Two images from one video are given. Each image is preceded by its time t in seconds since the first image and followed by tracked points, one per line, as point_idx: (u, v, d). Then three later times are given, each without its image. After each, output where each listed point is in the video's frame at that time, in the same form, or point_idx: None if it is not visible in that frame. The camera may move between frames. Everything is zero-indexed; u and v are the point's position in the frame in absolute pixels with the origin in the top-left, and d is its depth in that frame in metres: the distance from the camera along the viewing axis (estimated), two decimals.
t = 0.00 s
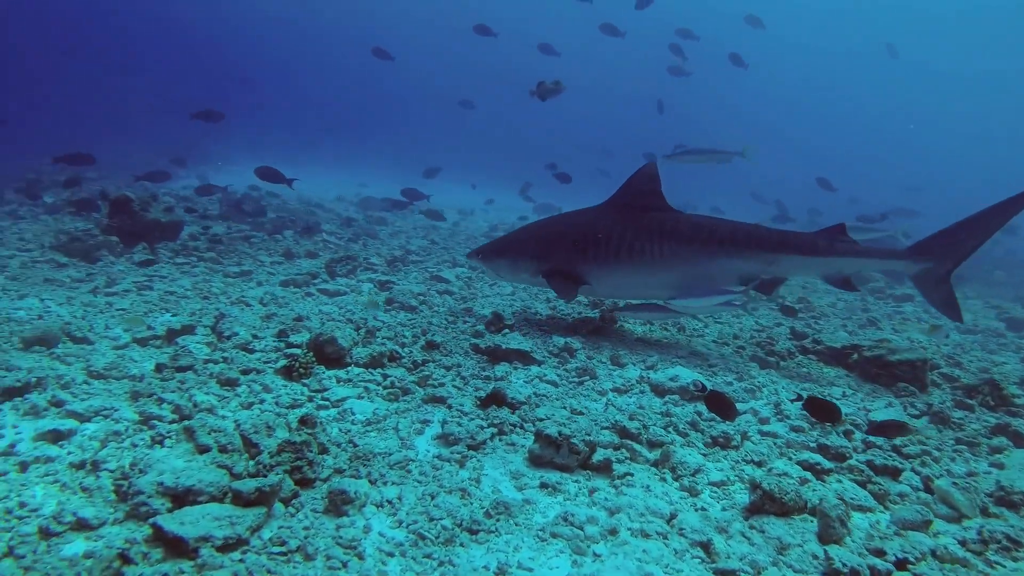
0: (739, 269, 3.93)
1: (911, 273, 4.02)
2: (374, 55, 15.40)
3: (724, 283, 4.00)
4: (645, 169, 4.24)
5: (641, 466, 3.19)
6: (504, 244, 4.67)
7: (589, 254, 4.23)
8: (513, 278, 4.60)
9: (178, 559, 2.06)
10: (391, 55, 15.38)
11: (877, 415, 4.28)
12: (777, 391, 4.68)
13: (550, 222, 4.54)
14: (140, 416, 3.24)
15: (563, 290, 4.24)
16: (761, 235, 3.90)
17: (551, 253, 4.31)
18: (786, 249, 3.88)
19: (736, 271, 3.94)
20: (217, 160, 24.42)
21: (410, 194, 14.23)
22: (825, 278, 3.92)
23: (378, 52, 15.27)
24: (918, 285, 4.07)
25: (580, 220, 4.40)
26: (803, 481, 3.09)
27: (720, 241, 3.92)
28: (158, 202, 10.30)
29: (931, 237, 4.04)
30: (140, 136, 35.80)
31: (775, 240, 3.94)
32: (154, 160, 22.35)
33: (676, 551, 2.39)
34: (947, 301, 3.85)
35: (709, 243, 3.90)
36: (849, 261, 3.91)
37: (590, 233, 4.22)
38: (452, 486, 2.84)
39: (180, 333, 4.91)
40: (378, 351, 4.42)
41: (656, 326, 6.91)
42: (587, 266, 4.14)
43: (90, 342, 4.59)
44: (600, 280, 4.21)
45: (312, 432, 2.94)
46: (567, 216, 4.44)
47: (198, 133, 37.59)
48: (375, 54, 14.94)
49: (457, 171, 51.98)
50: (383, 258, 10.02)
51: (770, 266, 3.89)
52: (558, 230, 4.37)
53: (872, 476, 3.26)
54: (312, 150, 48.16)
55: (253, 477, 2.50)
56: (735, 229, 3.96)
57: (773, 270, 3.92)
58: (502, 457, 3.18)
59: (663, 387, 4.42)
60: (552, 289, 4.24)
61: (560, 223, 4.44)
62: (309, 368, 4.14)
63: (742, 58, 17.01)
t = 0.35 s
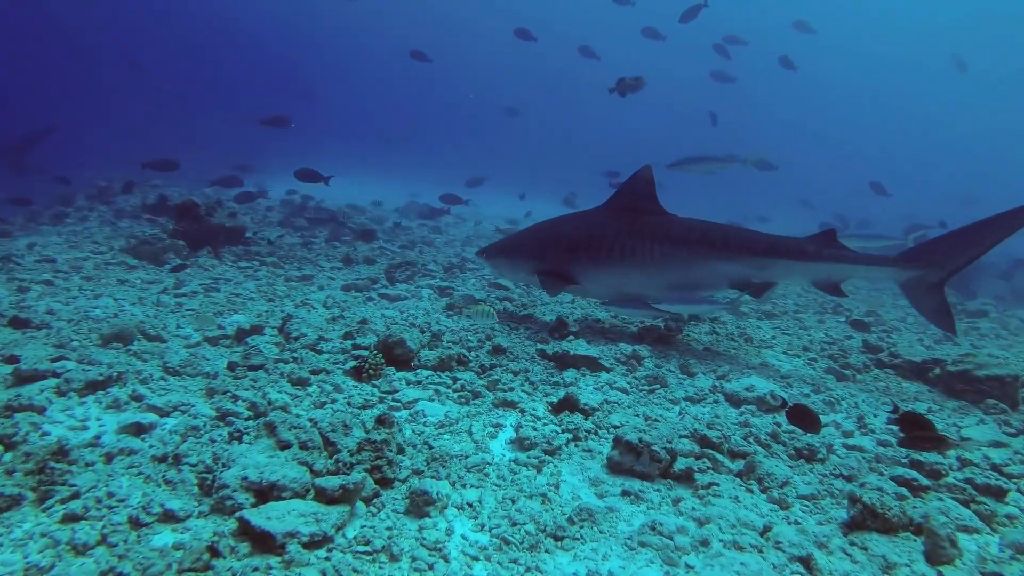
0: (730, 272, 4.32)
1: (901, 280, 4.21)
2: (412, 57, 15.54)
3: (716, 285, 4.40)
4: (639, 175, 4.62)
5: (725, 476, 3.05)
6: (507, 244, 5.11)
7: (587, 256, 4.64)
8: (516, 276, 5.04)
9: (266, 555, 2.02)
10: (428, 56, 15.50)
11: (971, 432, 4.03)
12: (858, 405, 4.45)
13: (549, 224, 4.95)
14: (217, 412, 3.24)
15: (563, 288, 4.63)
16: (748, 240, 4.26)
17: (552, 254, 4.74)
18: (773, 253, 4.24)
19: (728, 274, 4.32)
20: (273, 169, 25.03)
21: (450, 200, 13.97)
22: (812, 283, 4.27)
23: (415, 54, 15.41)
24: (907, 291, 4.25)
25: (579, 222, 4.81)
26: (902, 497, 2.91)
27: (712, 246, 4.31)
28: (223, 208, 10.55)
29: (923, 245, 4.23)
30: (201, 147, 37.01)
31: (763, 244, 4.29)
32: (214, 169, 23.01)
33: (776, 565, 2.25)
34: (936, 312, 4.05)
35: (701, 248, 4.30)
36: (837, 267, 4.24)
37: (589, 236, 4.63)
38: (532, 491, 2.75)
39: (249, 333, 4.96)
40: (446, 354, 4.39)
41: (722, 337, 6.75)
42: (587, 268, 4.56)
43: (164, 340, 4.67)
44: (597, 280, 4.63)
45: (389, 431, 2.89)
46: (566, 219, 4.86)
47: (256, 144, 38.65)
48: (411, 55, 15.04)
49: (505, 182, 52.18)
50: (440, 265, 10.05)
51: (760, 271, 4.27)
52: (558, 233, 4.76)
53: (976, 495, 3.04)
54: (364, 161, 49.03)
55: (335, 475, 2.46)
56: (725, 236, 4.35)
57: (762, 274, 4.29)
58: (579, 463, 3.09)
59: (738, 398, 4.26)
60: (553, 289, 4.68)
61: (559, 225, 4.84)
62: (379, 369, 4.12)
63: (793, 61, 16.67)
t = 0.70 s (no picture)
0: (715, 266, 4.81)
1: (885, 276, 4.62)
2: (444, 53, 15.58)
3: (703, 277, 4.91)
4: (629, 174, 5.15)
5: (802, 479, 2.92)
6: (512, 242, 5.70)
7: (585, 252, 5.25)
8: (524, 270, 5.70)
9: (339, 547, 2.00)
10: (461, 53, 15.53)
11: None
12: (939, 409, 4.23)
13: (550, 225, 5.51)
14: (284, 408, 3.26)
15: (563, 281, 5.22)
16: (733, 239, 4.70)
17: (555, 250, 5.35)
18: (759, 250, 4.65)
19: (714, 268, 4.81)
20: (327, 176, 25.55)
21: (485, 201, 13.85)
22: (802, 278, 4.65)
23: (447, 51, 15.45)
24: (892, 286, 4.67)
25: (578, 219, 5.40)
26: (999, 504, 2.73)
27: (699, 241, 4.82)
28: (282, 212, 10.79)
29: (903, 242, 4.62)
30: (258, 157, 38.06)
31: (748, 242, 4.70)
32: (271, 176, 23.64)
33: (867, 571, 2.12)
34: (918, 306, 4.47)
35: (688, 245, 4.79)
36: (822, 261, 4.63)
37: (587, 233, 5.23)
38: (602, 490, 2.68)
39: (311, 332, 5.02)
40: (506, 354, 4.36)
41: (786, 340, 6.55)
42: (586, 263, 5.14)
43: (230, 339, 4.77)
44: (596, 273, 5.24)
45: (455, 427, 2.86)
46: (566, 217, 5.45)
47: (311, 154, 39.59)
48: (443, 53, 15.08)
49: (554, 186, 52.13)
50: (494, 267, 10.06)
51: (744, 265, 4.74)
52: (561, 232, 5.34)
53: None
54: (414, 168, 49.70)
55: (404, 470, 2.44)
56: (710, 230, 4.83)
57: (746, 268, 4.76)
58: (648, 463, 3.01)
59: (810, 399, 4.10)
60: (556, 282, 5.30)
61: (560, 223, 5.45)
62: (440, 367, 4.11)
63: (842, 50, 16.16)
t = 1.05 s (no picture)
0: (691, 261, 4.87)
1: (853, 273, 4.64)
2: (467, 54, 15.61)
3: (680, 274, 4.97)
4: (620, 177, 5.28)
5: (871, 489, 2.79)
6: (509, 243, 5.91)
7: (574, 251, 5.42)
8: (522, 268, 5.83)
9: (400, 554, 1.97)
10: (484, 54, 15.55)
11: None
12: (1012, 418, 4.03)
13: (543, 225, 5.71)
14: (337, 414, 3.27)
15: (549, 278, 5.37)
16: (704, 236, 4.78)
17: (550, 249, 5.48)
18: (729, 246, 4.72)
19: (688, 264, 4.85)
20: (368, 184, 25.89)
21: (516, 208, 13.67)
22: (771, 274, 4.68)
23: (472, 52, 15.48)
24: (858, 282, 4.67)
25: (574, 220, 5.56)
26: None
27: (672, 239, 4.89)
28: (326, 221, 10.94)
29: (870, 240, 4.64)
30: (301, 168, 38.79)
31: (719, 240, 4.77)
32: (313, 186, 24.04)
33: None
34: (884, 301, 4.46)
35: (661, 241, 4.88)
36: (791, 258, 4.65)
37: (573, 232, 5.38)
38: (662, 499, 2.61)
39: (360, 338, 5.05)
40: (557, 359, 4.36)
41: (842, 345, 6.36)
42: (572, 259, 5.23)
43: (281, 345, 4.83)
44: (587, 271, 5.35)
45: (510, 433, 2.82)
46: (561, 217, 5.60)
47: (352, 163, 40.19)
48: (468, 56, 15.15)
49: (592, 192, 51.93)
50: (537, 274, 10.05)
51: (715, 260, 4.80)
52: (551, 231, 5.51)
53: None
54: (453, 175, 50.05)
55: (462, 476, 2.41)
56: (688, 228, 4.90)
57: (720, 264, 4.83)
58: (708, 472, 2.92)
59: (873, 407, 3.94)
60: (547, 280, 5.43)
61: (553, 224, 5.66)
62: (491, 373, 4.09)
63: (875, 42, 15.78)
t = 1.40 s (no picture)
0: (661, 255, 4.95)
1: (806, 262, 4.81)
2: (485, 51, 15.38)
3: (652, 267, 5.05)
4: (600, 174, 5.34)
5: (922, 490, 2.71)
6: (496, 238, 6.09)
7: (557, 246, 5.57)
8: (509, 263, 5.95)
9: (444, 550, 1.97)
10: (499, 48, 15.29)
11: None
12: None
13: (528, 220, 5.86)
14: (377, 411, 3.29)
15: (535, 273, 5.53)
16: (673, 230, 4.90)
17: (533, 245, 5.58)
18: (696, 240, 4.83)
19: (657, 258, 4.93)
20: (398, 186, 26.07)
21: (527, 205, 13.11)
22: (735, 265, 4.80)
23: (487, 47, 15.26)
24: (809, 269, 4.83)
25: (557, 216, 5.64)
26: None
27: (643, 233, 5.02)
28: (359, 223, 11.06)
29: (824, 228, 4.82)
30: (331, 171, 39.24)
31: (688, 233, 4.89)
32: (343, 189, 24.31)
33: None
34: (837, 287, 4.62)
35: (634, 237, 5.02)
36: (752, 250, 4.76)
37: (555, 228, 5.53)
38: (706, 498, 2.57)
39: (396, 338, 5.09)
40: (593, 358, 4.34)
41: (883, 344, 6.23)
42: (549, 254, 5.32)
43: (319, 345, 4.88)
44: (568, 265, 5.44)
45: (550, 430, 2.81)
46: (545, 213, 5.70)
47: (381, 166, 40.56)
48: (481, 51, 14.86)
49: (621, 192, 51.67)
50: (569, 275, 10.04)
51: (686, 254, 4.87)
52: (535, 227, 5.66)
53: None
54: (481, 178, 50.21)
55: (503, 473, 2.40)
56: (658, 221, 4.97)
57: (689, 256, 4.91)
58: (751, 471, 2.87)
59: (919, 406, 3.84)
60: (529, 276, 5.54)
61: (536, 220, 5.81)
62: (528, 372, 4.09)
63: (895, 27, 15.42)
